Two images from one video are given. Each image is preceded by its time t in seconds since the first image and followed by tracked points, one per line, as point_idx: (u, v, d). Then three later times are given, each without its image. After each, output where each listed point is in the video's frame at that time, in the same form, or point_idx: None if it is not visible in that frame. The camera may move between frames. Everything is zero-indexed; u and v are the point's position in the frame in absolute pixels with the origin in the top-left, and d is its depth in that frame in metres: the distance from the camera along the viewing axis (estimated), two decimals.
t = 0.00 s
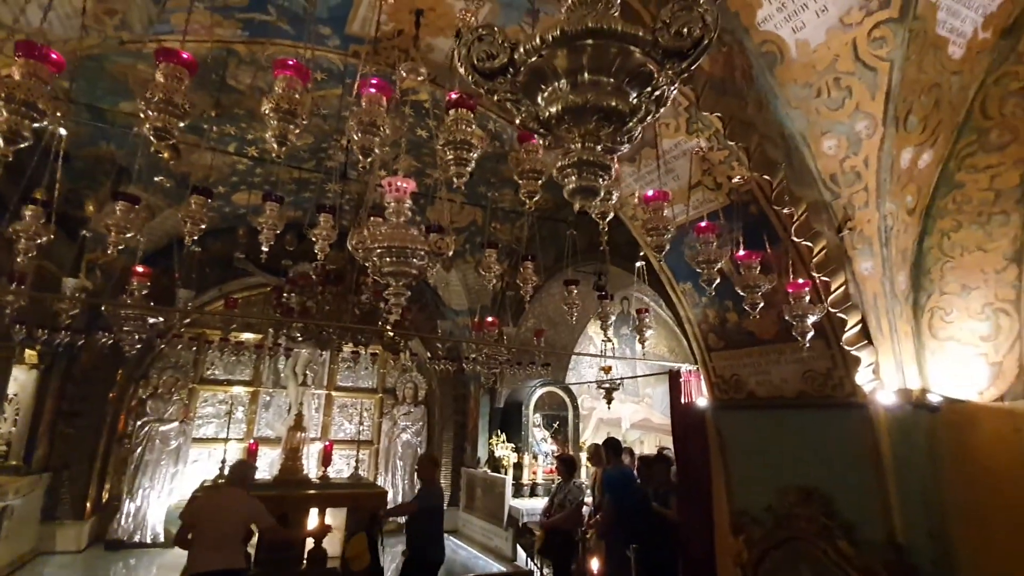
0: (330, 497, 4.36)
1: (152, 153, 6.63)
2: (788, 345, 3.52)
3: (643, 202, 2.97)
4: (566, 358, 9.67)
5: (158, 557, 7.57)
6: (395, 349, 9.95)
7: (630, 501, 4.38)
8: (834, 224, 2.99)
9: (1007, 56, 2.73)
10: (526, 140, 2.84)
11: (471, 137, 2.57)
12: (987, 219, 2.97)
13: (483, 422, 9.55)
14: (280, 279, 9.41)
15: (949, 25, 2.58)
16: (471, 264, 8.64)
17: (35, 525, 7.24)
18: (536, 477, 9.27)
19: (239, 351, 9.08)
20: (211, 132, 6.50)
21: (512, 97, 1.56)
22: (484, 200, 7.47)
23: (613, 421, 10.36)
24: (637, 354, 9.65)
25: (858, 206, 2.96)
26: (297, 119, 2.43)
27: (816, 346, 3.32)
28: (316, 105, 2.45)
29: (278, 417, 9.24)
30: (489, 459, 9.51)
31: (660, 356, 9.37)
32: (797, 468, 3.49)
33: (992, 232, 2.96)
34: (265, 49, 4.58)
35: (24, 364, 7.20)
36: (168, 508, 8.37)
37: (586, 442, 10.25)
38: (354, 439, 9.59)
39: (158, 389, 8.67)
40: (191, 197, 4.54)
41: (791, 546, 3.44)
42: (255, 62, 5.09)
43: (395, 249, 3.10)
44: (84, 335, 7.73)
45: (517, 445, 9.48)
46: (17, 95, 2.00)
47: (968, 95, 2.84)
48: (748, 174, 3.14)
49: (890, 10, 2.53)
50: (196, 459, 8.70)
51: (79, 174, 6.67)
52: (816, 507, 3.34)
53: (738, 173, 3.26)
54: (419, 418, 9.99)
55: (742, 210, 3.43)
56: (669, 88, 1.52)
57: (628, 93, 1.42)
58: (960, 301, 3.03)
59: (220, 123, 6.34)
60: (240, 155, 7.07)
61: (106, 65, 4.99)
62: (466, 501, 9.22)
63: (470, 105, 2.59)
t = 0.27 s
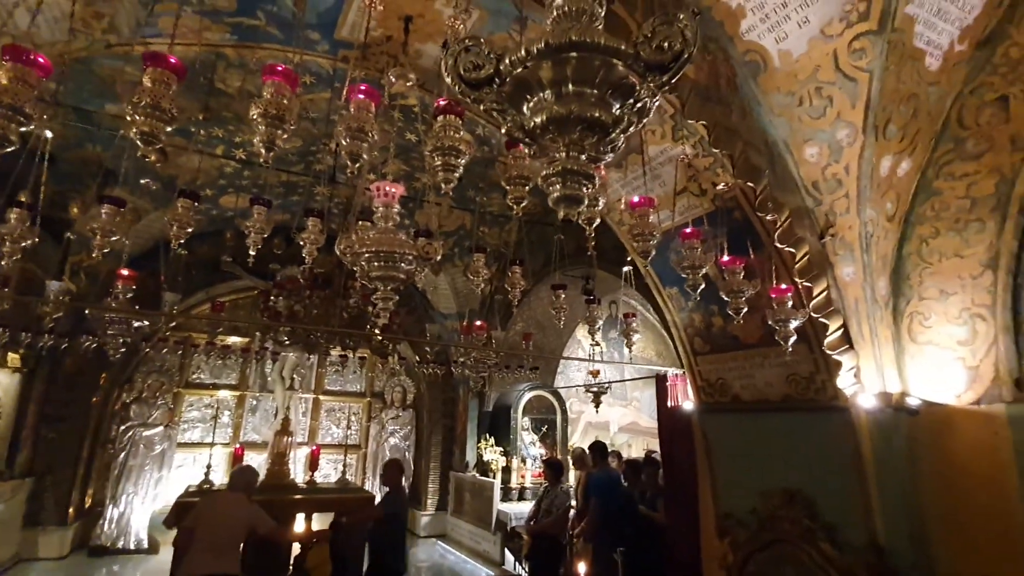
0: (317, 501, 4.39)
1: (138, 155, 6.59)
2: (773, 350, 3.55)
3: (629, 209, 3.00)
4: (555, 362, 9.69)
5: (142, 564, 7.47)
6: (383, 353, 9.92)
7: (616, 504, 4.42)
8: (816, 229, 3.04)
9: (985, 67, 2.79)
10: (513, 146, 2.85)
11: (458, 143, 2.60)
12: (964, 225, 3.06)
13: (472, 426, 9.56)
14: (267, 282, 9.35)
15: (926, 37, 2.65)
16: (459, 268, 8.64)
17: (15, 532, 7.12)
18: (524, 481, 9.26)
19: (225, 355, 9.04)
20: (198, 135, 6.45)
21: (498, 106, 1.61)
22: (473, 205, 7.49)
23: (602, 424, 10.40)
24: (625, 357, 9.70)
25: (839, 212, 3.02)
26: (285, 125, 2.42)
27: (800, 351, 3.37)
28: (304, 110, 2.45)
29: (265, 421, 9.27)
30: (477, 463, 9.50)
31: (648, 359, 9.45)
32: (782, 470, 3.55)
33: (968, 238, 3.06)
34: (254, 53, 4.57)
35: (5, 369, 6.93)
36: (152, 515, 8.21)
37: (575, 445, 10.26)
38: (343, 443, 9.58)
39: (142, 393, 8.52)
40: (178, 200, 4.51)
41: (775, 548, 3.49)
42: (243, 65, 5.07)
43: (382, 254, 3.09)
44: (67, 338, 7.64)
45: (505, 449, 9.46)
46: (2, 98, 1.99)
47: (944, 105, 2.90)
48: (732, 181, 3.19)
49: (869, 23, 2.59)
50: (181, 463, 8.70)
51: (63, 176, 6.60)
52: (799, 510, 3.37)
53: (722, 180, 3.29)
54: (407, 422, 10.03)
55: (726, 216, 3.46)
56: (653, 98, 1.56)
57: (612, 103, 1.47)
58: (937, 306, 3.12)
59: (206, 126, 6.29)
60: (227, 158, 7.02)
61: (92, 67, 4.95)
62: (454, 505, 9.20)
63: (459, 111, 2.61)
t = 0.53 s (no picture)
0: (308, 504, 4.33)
1: (128, 156, 6.55)
2: (764, 352, 3.62)
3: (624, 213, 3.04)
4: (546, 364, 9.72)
5: (128, 569, 7.40)
6: (375, 355, 9.90)
7: (604, 506, 4.50)
8: (804, 233, 3.10)
9: (967, 76, 2.86)
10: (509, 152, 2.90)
11: (454, 147, 2.63)
12: (947, 231, 3.11)
13: (463, 429, 9.54)
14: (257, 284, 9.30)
15: (911, 47, 2.74)
16: (451, 271, 8.65)
17: None
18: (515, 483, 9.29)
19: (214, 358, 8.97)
20: (189, 136, 6.42)
21: (498, 113, 1.65)
22: (466, 208, 7.52)
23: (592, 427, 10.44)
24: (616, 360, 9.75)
25: (826, 217, 3.08)
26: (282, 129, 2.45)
27: (787, 353, 3.44)
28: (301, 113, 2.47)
29: (254, 424, 9.21)
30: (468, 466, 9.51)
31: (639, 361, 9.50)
32: (771, 472, 3.58)
33: (951, 244, 3.11)
34: (247, 55, 4.57)
35: None
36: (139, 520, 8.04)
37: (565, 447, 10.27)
38: (333, 447, 9.56)
39: (128, 396, 8.39)
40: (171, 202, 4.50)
41: (763, 549, 3.52)
42: (235, 66, 5.05)
43: (377, 257, 3.10)
44: (53, 341, 7.56)
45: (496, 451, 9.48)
46: None
47: (927, 114, 2.97)
48: (722, 186, 3.26)
49: (855, 32, 2.66)
50: (168, 468, 8.65)
51: (50, 176, 6.54)
52: (788, 510, 3.41)
53: (713, 184, 3.36)
54: (398, 425, 9.84)
55: (717, 220, 3.53)
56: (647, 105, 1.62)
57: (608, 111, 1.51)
58: (921, 310, 3.18)
59: (196, 127, 6.26)
60: (217, 159, 6.98)
61: (81, 67, 4.92)
62: (445, 508, 9.20)
63: (454, 116, 2.64)
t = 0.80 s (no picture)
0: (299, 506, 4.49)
1: (123, 157, 6.54)
2: (757, 354, 3.69)
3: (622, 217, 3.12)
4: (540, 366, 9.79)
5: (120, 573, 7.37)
6: (370, 356, 9.91)
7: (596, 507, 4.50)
8: (796, 238, 3.18)
9: (954, 85, 2.92)
10: (512, 157, 2.95)
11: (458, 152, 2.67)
12: (935, 235, 3.18)
13: (456, 430, 9.62)
14: (249, 284, 9.26)
15: (900, 56, 2.80)
16: (446, 273, 8.69)
17: None
18: (508, 485, 9.34)
19: (206, 359, 8.95)
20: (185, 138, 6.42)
21: (512, 122, 1.75)
22: (462, 211, 7.57)
23: (585, 428, 10.50)
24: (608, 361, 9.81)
25: (818, 221, 3.15)
26: (291, 135, 2.52)
27: (780, 355, 3.50)
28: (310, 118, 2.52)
29: (245, 426, 9.18)
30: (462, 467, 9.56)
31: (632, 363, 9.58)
32: (764, 471, 3.65)
33: (939, 248, 3.18)
34: (245, 56, 4.59)
35: None
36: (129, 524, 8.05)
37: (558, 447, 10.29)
38: (326, 449, 9.59)
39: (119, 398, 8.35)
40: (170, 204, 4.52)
41: (756, 546, 3.60)
42: (234, 68, 5.05)
43: (379, 259, 3.16)
44: (44, 342, 7.53)
45: (489, 452, 9.52)
46: (10, 103, 2.01)
47: (915, 121, 3.04)
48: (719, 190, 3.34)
49: (846, 41, 2.74)
50: (159, 471, 8.60)
51: (44, 177, 6.52)
52: (780, 509, 3.50)
53: (708, 189, 3.44)
54: (392, 427, 9.78)
55: (712, 224, 3.59)
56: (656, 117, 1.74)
57: (620, 122, 1.61)
58: (909, 312, 3.25)
59: (192, 128, 6.25)
60: (212, 159, 6.97)
61: (77, 68, 4.90)
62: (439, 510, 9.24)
63: (457, 120, 2.69)
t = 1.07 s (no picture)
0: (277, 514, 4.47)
1: (101, 156, 6.45)
2: (737, 358, 3.77)
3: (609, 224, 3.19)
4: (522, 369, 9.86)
5: None
6: (352, 359, 9.87)
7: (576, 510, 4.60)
8: (775, 245, 3.29)
9: (923, 101, 3.05)
10: (504, 165, 3.01)
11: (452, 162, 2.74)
12: (905, 244, 3.31)
13: (438, 433, 9.64)
14: (227, 287, 9.08)
15: (873, 73, 2.92)
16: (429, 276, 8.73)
17: None
18: (489, 488, 9.28)
19: (182, 363, 8.84)
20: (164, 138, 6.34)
21: (519, 135, 2.03)
22: (446, 214, 7.60)
23: (565, 430, 10.58)
24: (589, 364, 9.91)
25: (795, 230, 3.26)
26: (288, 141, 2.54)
27: (760, 359, 3.58)
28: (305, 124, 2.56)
29: (222, 431, 9.06)
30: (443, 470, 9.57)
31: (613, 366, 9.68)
32: (742, 473, 3.73)
33: (909, 257, 3.31)
34: (230, 58, 4.57)
35: None
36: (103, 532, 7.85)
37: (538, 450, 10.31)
38: (305, 454, 9.51)
39: (91, 403, 8.17)
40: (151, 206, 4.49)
41: (736, 546, 3.68)
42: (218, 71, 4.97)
43: (370, 265, 3.19)
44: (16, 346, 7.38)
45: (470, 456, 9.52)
46: (3, 105, 2.03)
47: (887, 135, 3.15)
48: (701, 200, 3.43)
49: (823, 57, 2.86)
50: (132, 477, 8.47)
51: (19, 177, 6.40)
52: (758, 509, 3.57)
53: (691, 198, 3.52)
54: (372, 431, 9.77)
55: (694, 231, 3.67)
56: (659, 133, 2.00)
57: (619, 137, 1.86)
58: (882, 318, 3.37)
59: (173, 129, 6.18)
60: (191, 159, 6.89)
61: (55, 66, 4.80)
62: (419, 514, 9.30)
63: (450, 128, 2.72)
